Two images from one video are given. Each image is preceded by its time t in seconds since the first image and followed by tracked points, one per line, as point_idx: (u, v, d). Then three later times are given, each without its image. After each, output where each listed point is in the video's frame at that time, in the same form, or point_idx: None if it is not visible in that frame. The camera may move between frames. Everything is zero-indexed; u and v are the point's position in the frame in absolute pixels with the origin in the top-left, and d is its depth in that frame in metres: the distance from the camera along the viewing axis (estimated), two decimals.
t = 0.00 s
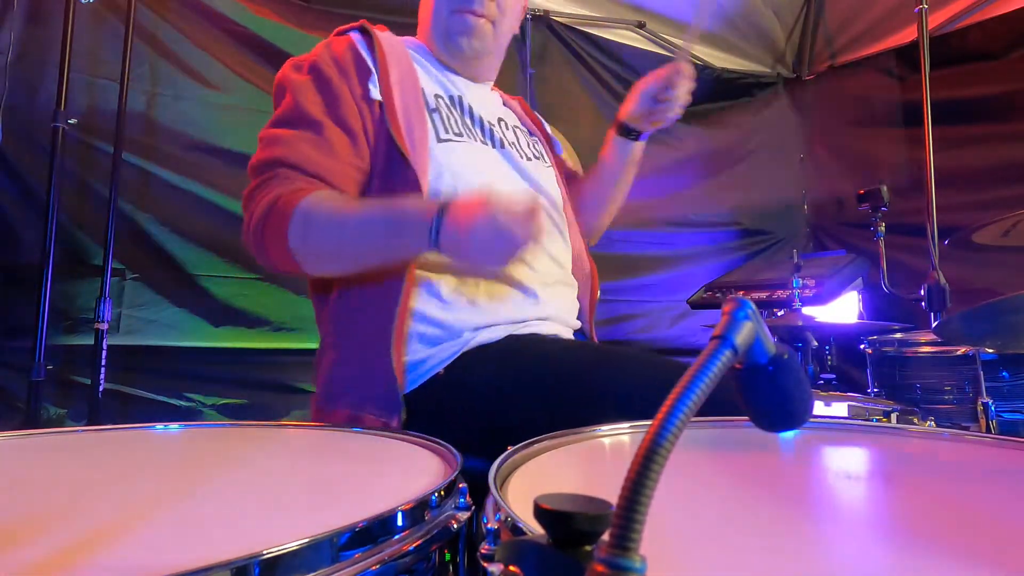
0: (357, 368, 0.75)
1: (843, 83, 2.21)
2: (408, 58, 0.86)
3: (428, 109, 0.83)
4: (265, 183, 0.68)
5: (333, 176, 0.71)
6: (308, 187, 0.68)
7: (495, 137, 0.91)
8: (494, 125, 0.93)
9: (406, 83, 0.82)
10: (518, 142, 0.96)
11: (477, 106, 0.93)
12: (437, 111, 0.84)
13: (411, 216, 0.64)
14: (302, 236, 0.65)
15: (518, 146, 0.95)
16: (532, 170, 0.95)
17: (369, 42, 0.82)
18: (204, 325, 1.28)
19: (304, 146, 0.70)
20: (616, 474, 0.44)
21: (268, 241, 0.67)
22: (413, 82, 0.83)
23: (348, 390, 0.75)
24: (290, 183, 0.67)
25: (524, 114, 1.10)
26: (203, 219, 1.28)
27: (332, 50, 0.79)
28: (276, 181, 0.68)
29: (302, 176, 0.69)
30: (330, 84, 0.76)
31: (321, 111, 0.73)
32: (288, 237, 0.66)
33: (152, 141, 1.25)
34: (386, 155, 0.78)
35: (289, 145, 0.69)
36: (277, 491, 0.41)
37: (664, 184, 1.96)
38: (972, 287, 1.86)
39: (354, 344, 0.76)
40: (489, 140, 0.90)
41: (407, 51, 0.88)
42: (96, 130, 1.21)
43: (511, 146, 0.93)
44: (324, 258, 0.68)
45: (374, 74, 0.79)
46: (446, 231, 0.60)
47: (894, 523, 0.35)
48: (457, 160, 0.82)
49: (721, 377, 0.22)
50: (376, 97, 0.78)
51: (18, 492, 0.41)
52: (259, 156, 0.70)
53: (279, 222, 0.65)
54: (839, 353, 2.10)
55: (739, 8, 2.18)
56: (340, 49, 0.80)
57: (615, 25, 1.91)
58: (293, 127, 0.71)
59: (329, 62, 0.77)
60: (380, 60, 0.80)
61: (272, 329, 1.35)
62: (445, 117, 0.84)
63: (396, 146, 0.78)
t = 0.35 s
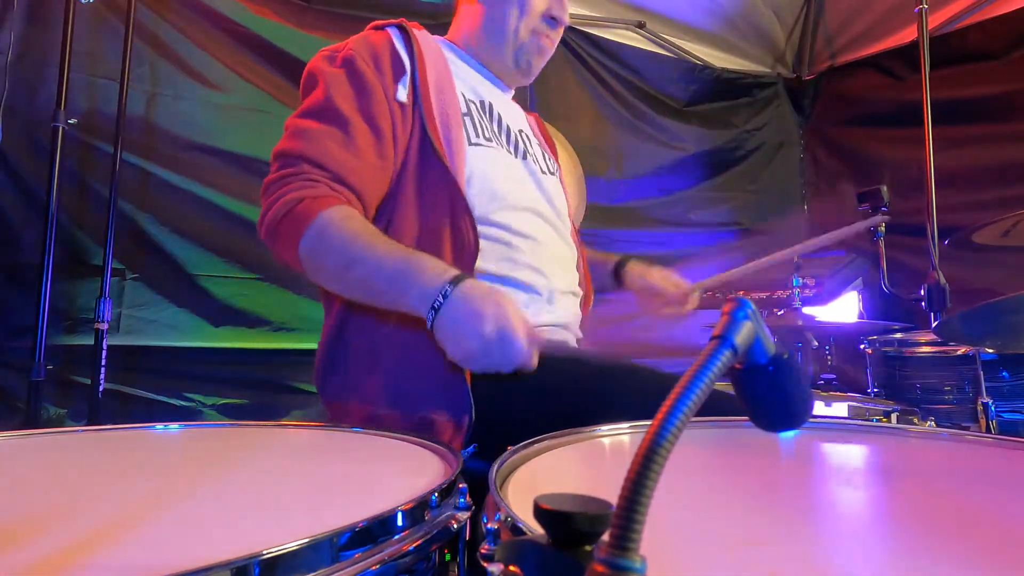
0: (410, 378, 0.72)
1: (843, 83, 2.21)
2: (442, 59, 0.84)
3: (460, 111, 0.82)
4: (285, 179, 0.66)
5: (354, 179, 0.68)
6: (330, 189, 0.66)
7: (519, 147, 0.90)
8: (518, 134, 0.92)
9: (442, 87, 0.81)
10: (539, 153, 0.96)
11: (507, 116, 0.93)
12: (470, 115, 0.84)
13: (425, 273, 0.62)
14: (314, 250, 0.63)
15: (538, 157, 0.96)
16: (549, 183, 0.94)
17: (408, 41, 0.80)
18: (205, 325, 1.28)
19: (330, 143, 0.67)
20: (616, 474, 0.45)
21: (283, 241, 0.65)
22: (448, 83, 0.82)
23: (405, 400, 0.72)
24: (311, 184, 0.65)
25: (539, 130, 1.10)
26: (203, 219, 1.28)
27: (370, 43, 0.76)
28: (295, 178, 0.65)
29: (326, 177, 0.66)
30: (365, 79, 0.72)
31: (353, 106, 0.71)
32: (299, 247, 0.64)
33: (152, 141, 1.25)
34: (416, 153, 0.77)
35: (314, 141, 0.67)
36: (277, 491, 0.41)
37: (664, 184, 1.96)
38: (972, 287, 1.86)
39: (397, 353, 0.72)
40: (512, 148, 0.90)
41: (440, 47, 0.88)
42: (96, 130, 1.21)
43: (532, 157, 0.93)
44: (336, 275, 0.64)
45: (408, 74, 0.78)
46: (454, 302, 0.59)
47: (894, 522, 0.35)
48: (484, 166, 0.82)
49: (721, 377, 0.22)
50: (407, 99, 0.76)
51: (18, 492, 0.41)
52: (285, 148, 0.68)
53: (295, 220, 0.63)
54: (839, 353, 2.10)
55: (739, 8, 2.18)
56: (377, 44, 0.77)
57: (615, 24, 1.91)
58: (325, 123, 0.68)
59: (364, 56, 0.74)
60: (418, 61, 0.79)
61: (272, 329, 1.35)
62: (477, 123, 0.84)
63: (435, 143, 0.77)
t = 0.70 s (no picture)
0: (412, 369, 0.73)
1: (843, 83, 2.21)
2: (454, 55, 0.83)
3: (470, 110, 0.81)
4: (293, 181, 0.67)
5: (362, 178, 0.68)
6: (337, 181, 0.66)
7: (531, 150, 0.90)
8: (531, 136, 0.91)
9: (452, 84, 0.79)
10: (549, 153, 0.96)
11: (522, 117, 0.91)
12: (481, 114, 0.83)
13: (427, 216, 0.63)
14: (329, 225, 0.63)
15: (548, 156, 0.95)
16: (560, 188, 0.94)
17: (418, 38, 0.80)
18: (205, 324, 1.28)
19: (337, 144, 0.68)
20: (617, 474, 0.44)
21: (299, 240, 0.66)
22: (458, 79, 0.80)
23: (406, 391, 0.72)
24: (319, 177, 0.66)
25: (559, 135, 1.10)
26: (203, 219, 1.28)
27: (379, 42, 0.77)
28: (303, 178, 0.66)
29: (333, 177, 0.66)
30: (373, 79, 0.73)
31: (359, 104, 0.71)
32: (314, 228, 0.64)
33: (152, 141, 1.25)
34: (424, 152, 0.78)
35: (321, 141, 0.67)
36: (276, 491, 0.41)
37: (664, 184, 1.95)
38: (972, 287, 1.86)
39: (398, 345, 0.74)
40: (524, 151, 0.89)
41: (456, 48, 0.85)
42: (96, 130, 1.21)
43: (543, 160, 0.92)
44: (348, 243, 0.64)
45: (418, 70, 0.78)
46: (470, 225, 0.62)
47: (894, 523, 0.35)
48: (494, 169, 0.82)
49: (721, 377, 0.22)
50: (421, 97, 0.77)
51: (17, 492, 0.41)
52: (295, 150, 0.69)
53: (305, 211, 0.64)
54: (839, 353, 2.10)
55: (739, 7, 2.18)
56: (386, 44, 0.77)
57: (615, 25, 1.90)
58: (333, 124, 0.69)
59: (374, 55, 0.75)
60: (428, 58, 0.78)
61: (272, 329, 1.35)
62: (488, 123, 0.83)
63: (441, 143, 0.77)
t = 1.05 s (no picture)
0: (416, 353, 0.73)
1: (843, 83, 2.21)
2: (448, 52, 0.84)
3: (463, 102, 0.82)
4: (286, 147, 0.65)
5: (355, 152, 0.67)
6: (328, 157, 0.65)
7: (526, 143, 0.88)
8: (524, 131, 0.90)
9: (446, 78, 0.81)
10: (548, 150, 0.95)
11: (514, 112, 0.91)
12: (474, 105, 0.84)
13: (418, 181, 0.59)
14: (314, 200, 0.61)
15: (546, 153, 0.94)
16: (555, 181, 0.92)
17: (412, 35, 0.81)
18: (205, 324, 1.28)
19: (330, 120, 0.67)
20: (617, 474, 0.45)
21: (284, 200, 0.63)
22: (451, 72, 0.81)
23: (411, 377, 0.72)
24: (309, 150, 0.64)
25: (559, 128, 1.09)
26: (203, 219, 1.28)
27: (373, 37, 0.78)
28: (295, 146, 0.65)
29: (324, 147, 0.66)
30: (366, 67, 0.74)
31: (353, 92, 0.72)
32: (298, 204, 0.62)
33: (152, 140, 1.25)
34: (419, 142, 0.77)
35: (315, 115, 0.67)
36: (277, 491, 0.41)
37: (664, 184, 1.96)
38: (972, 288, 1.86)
39: (401, 329, 0.73)
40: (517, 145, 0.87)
41: (450, 49, 0.85)
42: (96, 130, 1.21)
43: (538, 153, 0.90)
44: (335, 215, 0.61)
45: (411, 63, 0.78)
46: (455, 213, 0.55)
47: (894, 523, 0.35)
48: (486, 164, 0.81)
49: (721, 377, 0.22)
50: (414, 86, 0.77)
51: (18, 492, 0.41)
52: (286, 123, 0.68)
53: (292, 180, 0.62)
54: (839, 353, 2.10)
55: (739, 7, 2.18)
56: (380, 37, 0.78)
57: (615, 25, 1.90)
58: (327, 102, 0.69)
59: (368, 45, 0.76)
60: (421, 50, 0.79)
61: (272, 329, 1.35)
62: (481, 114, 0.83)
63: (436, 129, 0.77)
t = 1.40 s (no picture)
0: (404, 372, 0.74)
1: (843, 83, 2.21)
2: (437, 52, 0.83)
3: (453, 106, 0.80)
4: (274, 175, 0.66)
5: (343, 172, 0.67)
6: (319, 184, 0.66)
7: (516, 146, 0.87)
8: (514, 133, 0.89)
9: (436, 84, 0.79)
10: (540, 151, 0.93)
11: (506, 115, 0.89)
12: (464, 110, 0.83)
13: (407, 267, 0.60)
14: (302, 240, 0.62)
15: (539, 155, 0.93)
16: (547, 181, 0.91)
17: (402, 38, 0.80)
18: (205, 325, 1.28)
19: (319, 138, 0.67)
20: (616, 474, 0.44)
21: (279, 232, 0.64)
22: (440, 74, 0.81)
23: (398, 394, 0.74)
24: (300, 179, 0.65)
25: (551, 126, 1.08)
26: (203, 219, 1.28)
27: (364, 43, 0.77)
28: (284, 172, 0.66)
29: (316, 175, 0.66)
30: (355, 75, 0.73)
31: (344, 103, 0.71)
32: (289, 240, 0.63)
33: (152, 140, 1.25)
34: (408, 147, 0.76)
35: (302, 134, 0.67)
36: (277, 491, 0.41)
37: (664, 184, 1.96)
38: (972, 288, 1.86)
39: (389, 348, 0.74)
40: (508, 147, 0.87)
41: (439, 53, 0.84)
42: (96, 130, 1.21)
43: (529, 155, 0.89)
44: (320, 269, 0.63)
45: (401, 69, 0.77)
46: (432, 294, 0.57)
47: (895, 523, 0.35)
48: (474, 168, 0.80)
49: (720, 377, 0.22)
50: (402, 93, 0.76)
51: (18, 492, 0.41)
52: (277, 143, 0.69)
53: (284, 216, 0.63)
54: (839, 353, 2.10)
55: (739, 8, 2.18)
56: (372, 43, 0.78)
57: (615, 25, 1.91)
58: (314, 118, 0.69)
59: (358, 53, 0.75)
60: (411, 54, 0.78)
61: (272, 329, 1.35)
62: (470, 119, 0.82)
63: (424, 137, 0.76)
